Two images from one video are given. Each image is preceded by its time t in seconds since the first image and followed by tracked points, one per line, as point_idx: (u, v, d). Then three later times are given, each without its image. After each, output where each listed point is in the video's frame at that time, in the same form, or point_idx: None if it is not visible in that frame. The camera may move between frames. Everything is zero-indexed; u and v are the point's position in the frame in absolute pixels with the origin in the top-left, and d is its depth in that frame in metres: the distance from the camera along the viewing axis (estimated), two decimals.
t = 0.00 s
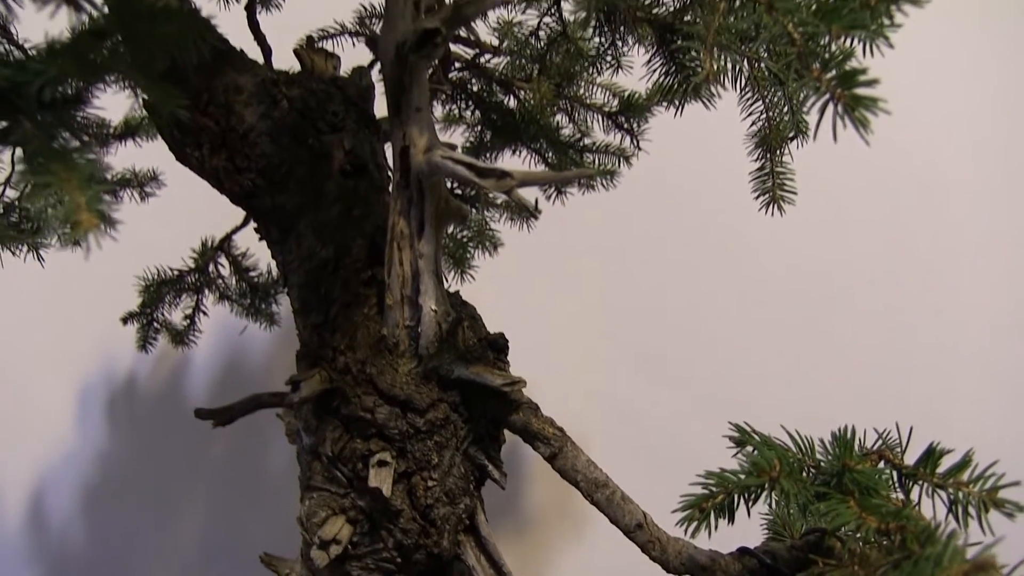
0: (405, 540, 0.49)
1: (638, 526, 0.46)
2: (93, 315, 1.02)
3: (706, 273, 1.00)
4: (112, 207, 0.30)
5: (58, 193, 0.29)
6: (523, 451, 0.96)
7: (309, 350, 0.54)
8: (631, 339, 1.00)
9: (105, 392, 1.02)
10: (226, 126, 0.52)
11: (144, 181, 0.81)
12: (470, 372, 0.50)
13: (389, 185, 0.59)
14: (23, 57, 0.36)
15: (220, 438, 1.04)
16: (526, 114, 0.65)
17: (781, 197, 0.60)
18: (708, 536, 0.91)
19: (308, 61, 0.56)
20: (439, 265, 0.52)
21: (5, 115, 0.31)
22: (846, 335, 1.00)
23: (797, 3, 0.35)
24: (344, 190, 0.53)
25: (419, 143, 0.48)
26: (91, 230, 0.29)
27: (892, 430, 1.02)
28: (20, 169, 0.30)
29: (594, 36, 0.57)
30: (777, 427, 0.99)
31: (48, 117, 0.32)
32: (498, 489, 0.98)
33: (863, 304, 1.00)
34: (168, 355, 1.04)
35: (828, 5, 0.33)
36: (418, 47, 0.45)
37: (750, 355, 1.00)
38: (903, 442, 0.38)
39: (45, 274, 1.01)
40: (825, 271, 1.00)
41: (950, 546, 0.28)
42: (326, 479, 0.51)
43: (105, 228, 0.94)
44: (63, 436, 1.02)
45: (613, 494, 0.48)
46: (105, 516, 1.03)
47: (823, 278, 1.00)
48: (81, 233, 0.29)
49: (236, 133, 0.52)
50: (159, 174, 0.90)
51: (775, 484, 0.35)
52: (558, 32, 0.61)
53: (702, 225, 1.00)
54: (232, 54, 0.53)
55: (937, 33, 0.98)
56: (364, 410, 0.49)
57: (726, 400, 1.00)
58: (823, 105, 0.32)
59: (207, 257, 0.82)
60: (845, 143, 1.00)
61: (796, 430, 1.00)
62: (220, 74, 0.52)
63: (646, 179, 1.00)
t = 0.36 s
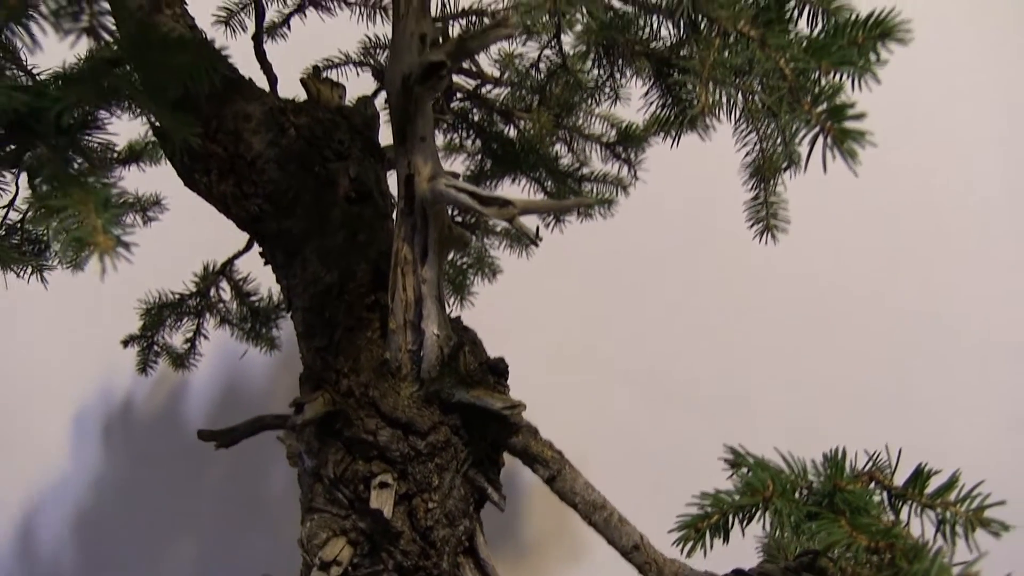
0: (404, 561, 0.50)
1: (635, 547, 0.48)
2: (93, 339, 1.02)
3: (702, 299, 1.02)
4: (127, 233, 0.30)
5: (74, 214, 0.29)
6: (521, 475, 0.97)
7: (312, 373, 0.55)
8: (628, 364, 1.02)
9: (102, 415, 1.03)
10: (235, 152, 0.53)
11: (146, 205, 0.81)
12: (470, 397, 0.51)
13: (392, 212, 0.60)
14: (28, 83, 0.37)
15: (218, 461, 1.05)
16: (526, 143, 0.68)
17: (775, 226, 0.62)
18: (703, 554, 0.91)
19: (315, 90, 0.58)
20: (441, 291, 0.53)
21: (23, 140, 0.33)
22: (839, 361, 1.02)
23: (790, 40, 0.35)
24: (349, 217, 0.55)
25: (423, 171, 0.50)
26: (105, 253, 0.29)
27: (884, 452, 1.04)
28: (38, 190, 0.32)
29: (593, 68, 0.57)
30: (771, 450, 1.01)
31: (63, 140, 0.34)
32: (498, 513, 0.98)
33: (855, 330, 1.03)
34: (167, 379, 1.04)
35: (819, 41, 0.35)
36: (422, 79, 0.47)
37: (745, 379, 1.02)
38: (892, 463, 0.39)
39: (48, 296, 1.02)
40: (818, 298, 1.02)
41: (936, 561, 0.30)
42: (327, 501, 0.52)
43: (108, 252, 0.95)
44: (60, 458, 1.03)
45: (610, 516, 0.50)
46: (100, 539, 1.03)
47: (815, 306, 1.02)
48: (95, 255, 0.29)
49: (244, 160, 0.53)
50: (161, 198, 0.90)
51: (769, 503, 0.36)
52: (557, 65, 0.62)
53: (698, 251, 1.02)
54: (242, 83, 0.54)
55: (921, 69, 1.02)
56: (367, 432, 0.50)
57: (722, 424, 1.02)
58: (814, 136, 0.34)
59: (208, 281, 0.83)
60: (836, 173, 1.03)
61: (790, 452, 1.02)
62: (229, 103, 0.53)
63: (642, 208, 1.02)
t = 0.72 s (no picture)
0: None
1: None
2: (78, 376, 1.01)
3: (688, 340, 1.03)
4: (123, 271, 0.31)
5: (72, 255, 0.30)
6: (508, 515, 0.96)
7: (302, 412, 0.55)
8: (615, 404, 1.02)
9: (86, 454, 1.01)
10: (228, 194, 0.53)
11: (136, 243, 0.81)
12: (459, 436, 0.51)
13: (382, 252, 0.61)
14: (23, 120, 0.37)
15: (202, 502, 1.03)
16: (514, 185, 0.69)
17: (759, 267, 0.63)
18: None
19: (307, 133, 0.60)
20: (431, 332, 0.53)
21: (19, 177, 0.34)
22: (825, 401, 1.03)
23: (772, 87, 0.38)
24: (340, 257, 0.56)
25: (413, 214, 0.51)
26: (103, 291, 0.29)
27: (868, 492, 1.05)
28: (35, 227, 0.33)
29: (580, 112, 0.57)
30: (758, 490, 1.01)
31: (63, 179, 0.35)
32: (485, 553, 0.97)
33: (840, 369, 1.04)
34: (153, 417, 1.03)
35: (801, 90, 0.38)
36: (415, 122, 0.48)
37: (732, 419, 1.03)
38: (876, 501, 0.40)
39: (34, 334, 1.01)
40: (805, 343, 1.04)
41: None
42: (315, 539, 0.51)
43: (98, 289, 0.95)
44: (38, 499, 1.00)
45: (597, 556, 0.51)
46: None
47: (800, 347, 1.04)
48: (91, 294, 0.29)
49: (236, 201, 0.54)
50: (151, 236, 0.90)
51: (754, 541, 0.36)
52: (546, 107, 0.62)
53: (683, 292, 1.03)
54: (237, 124, 0.55)
55: (895, 119, 1.06)
56: (356, 471, 0.51)
57: (708, 463, 1.02)
58: (798, 181, 0.36)
59: (196, 319, 0.82)
60: (818, 217, 1.05)
61: (775, 491, 1.02)
62: (222, 144, 0.53)
63: (630, 249, 1.04)
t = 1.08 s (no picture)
0: None
1: None
2: (60, 407, 0.99)
3: (674, 374, 1.03)
4: (113, 301, 0.31)
5: (65, 286, 0.30)
6: (493, 548, 0.95)
7: (290, 443, 0.55)
8: (603, 437, 1.02)
9: (70, 485, 0.99)
10: (219, 225, 0.54)
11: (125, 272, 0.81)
12: (447, 468, 0.51)
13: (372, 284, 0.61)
14: (15, 151, 0.37)
15: (187, 535, 1.02)
16: (503, 219, 0.70)
17: (746, 303, 0.64)
18: None
19: (298, 165, 0.60)
20: (420, 364, 0.53)
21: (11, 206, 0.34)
22: (811, 436, 1.04)
23: (760, 125, 0.40)
24: (330, 289, 0.56)
25: (404, 247, 0.51)
26: (94, 321, 0.29)
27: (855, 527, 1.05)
28: (27, 255, 0.33)
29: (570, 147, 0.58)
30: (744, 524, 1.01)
31: (54, 209, 0.35)
32: None
33: (826, 404, 1.04)
34: (137, 449, 1.02)
35: (788, 128, 0.39)
36: (405, 156, 0.49)
37: (720, 453, 1.02)
38: (862, 536, 0.40)
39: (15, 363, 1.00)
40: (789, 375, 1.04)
41: None
42: (302, 571, 0.51)
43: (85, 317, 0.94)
44: (19, 531, 0.98)
45: None
46: None
47: (787, 381, 1.04)
48: (83, 324, 0.29)
49: (227, 232, 0.54)
50: (139, 265, 0.90)
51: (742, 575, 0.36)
52: (536, 143, 0.63)
53: (671, 324, 1.04)
54: (229, 155, 0.55)
55: (880, 158, 1.09)
56: (343, 502, 0.50)
57: (695, 497, 1.02)
58: (785, 219, 0.37)
59: (185, 349, 0.82)
60: (804, 253, 1.07)
61: (762, 526, 1.02)
62: (214, 175, 0.54)
63: (617, 283, 1.04)
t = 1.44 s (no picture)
0: None
1: None
2: (49, 430, 0.98)
3: (665, 398, 1.04)
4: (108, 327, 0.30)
5: (62, 310, 0.30)
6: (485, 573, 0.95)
7: (283, 467, 0.55)
8: (595, 461, 1.02)
9: (59, 510, 0.98)
10: (213, 250, 0.55)
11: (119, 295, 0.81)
12: (440, 492, 0.51)
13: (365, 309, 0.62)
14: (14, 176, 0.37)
15: (177, 560, 1.01)
16: (495, 245, 0.71)
17: (737, 328, 0.64)
18: None
19: (292, 190, 0.61)
20: (412, 389, 0.53)
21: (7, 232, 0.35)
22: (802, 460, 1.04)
23: (749, 153, 0.41)
24: (323, 315, 0.57)
25: (396, 273, 0.52)
26: (90, 346, 0.29)
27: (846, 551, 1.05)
28: (23, 279, 0.34)
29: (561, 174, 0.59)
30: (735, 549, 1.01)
31: (50, 234, 0.35)
32: None
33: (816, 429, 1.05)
34: (128, 473, 1.01)
35: (778, 156, 0.40)
36: (399, 182, 0.50)
37: (712, 478, 1.03)
38: (853, 559, 0.41)
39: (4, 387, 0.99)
40: (779, 400, 1.05)
41: None
42: None
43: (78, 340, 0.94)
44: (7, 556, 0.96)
45: None
46: None
47: (777, 406, 1.05)
48: (79, 349, 0.29)
49: (222, 257, 0.55)
50: (133, 289, 0.90)
51: None
52: (528, 169, 0.64)
53: (662, 349, 1.05)
54: (224, 182, 0.56)
55: (868, 186, 1.10)
56: (336, 527, 0.50)
57: (687, 522, 1.02)
58: (775, 245, 0.38)
59: (177, 373, 0.82)
60: (794, 278, 1.08)
61: (753, 550, 1.02)
62: (209, 202, 0.55)
63: (609, 308, 1.05)
